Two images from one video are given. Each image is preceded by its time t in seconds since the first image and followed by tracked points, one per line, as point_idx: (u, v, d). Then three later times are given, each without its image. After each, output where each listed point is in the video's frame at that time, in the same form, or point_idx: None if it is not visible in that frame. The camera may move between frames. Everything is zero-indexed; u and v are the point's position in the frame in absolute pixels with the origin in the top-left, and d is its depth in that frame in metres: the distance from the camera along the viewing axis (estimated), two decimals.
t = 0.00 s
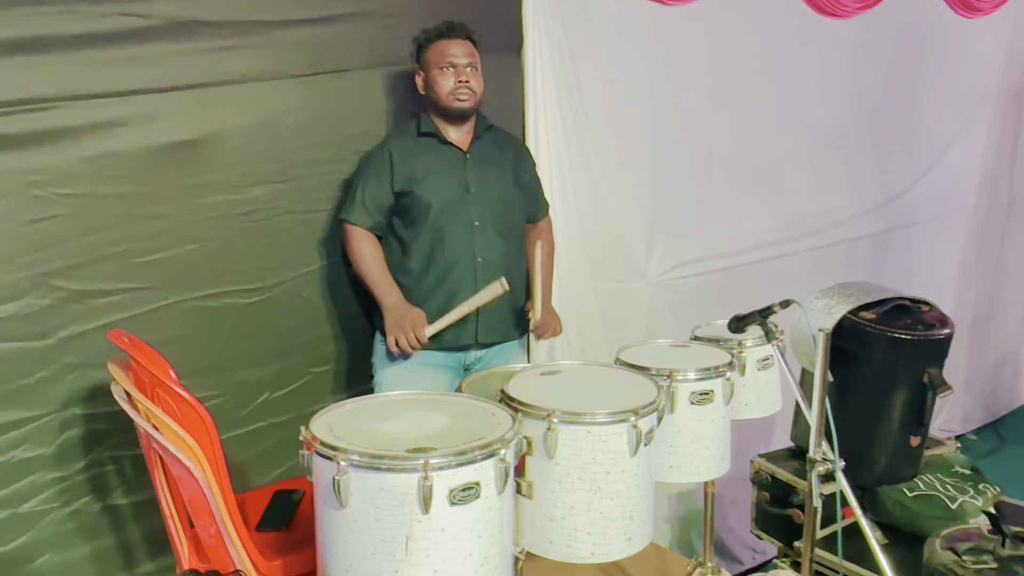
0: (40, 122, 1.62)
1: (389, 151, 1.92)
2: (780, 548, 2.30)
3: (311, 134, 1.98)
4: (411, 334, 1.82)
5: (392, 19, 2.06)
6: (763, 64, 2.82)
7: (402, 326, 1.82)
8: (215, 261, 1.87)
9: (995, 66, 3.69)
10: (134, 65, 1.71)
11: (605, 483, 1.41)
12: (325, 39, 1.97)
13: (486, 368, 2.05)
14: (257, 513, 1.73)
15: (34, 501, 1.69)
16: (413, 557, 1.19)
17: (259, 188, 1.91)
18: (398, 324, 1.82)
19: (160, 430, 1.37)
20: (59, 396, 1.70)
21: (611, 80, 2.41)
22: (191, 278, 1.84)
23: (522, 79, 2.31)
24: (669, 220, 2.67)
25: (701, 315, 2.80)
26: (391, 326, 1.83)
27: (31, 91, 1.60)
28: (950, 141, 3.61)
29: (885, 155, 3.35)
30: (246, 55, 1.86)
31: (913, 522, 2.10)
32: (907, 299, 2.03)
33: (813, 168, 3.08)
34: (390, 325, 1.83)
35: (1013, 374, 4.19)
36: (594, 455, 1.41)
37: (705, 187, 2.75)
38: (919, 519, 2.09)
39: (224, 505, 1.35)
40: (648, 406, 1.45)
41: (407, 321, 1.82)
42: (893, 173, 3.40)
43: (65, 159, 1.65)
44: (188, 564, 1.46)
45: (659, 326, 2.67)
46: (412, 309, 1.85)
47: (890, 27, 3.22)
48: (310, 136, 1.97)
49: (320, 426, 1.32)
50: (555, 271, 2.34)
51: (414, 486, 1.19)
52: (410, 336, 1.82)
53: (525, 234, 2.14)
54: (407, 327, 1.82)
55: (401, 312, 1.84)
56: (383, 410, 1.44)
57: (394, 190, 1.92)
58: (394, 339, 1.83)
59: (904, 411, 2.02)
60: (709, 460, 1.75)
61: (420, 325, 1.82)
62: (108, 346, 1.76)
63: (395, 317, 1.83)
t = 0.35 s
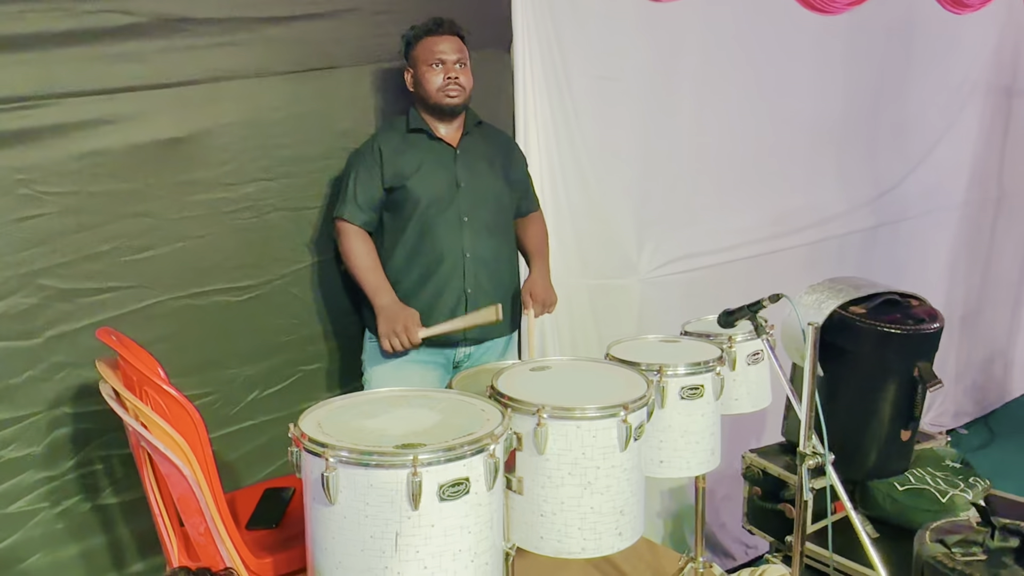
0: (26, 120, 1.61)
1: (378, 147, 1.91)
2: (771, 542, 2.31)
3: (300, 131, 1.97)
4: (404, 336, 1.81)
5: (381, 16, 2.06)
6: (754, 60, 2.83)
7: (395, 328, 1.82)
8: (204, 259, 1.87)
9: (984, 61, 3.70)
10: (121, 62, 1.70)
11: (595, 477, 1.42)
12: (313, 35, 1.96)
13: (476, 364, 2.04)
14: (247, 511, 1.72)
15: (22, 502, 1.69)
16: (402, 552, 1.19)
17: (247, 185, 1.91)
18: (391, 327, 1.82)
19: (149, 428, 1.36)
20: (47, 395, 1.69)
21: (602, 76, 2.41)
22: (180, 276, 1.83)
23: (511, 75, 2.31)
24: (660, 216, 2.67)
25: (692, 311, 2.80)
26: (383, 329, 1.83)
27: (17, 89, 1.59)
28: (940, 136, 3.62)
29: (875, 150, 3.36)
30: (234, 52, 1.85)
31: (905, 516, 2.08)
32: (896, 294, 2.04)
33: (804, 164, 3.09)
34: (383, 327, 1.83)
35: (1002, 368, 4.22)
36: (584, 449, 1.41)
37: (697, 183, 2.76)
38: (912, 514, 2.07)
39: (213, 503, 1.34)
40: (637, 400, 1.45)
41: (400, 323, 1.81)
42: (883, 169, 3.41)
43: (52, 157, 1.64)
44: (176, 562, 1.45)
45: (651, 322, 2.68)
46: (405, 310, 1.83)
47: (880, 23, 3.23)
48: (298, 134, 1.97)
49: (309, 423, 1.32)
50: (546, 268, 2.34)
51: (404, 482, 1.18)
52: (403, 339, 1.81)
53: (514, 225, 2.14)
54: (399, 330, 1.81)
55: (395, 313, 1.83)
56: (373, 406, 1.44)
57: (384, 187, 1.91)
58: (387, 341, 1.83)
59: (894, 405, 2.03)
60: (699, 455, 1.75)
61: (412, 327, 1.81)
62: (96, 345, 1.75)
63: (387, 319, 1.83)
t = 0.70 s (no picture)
0: (41, 125, 1.62)
1: (390, 150, 1.92)
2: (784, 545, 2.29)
3: (311, 135, 1.98)
4: (418, 320, 1.80)
5: (391, 19, 2.06)
6: (765, 61, 2.82)
7: (409, 313, 1.80)
8: (217, 263, 1.87)
9: (996, 61, 3.69)
10: (133, 68, 1.71)
11: (607, 479, 1.41)
12: (323, 40, 1.96)
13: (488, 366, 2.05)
14: (260, 515, 1.73)
15: (37, 505, 1.69)
16: (416, 555, 1.19)
17: (259, 189, 1.91)
18: (405, 311, 1.80)
19: (162, 430, 1.37)
20: (61, 400, 1.70)
21: (611, 78, 2.40)
22: (192, 280, 1.84)
23: (521, 78, 2.30)
24: (670, 218, 2.66)
25: (703, 313, 2.79)
26: (397, 313, 1.81)
27: (30, 94, 1.60)
28: (951, 136, 3.60)
29: (886, 150, 3.35)
30: (246, 56, 1.86)
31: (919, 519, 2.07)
32: (908, 295, 2.02)
33: (815, 165, 3.08)
34: (397, 312, 1.81)
35: (1015, 370, 4.19)
36: (597, 452, 1.41)
37: (707, 184, 2.75)
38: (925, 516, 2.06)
39: (227, 505, 1.35)
40: (650, 402, 1.45)
41: (414, 306, 1.80)
42: (894, 170, 3.40)
43: (66, 162, 1.65)
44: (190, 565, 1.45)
45: (662, 324, 2.67)
46: (417, 295, 1.83)
47: (890, 23, 3.21)
48: (310, 138, 1.97)
49: (322, 425, 1.32)
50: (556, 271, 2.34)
51: (418, 484, 1.18)
52: (417, 324, 1.80)
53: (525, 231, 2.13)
54: (414, 313, 1.80)
55: (408, 298, 1.82)
56: (385, 409, 1.44)
57: (395, 190, 1.92)
58: (401, 325, 1.81)
59: (908, 407, 2.02)
60: (712, 457, 1.75)
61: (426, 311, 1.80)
62: (110, 349, 1.75)
63: (401, 303, 1.81)
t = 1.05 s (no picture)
0: (33, 130, 1.61)
1: (382, 156, 1.91)
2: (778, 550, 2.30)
3: (304, 141, 1.98)
4: (403, 344, 1.81)
5: (384, 26, 2.07)
6: (758, 67, 2.84)
7: (395, 336, 1.81)
8: (209, 268, 1.87)
9: (987, 68, 3.71)
10: (127, 73, 1.71)
11: (602, 485, 1.41)
12: (317, 45, 1.97)
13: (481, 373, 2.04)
14: (253, 522, 1.72)
15: (29, 512, 1.68)
16: (410, 561, 1.19)
17: (253, 195, 1.91)
18: (392, 334, 1.81)
19: (154, 437, 1.36)
20: (53, 406, 1.69)
21: (605, 84, 2.41)
22: (185, 286, 1.84)
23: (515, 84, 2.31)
24: (664, 224, 2.67)
25: (696, 319, 2.80)
26: (384, 335, 1.82)
27: (23, 99, 1.60)
28: (943, 143, 3.62)
29: (878, 156, 3.36)
30: (239, 62, 1.86)
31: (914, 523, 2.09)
32: (901, 301, 2.03)
33: (807, 171, 3.09)
34: (384, 333, 1.82)
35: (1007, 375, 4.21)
36: (590, 458, 1.41)
37: (700, 190, 2.76)
38: (919, 520, 2.08)
39: (219, 512, 1.34)
40: (644, 408, 1.44)
41: (400, 329, 1.81)
42: (887, 176, 3.41)
43: (58, 167, 1.65)
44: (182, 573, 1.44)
45: (656, 329, 2.67)
46: (407, 319, 1.84)
47: (882, 29, 3.23)
48: (303, 143, 1.97)
49: (315, 431, 1.31)
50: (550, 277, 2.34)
51: (412, 491, 1.18)
52: (402, 347, 1.81)
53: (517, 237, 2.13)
54: (400, 338, 1.81)
55: (397, 321, 1.83)
56: (379, 415, 1.43)
57: (388, 197, 1.92)
58: (386, 347, 1.82)
59: (901, 412, 2.02)
60: (706, 463, 1.75)
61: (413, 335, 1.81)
62: (102, 355, 1.75)
63: (388, 326, 1.82)
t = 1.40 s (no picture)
0: (47, 135, 1.63)
1: (391, 159, 1.92)
2: (788, 553, 2.29)
3: (315, 145, 1.99)
4: (414, 350, 1.83)
5: (394, 30, 2.08)
6: (767, 69, 2.84)
7: (405, 343, 1.82)
8: (221, 271, 1.88)
9: (998, 68, 3.70)
10: (140, 78, 1.73)
11: (610, 486, 1.41)
12: (327, 50, 1.98)
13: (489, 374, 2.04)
14: (264, 523, 1.73)
15: (42, 512, 1.70)
16: (420, 561, 1.20)
17: (264, 198, 1.93)
18: (402, 342, 1.82)
19: (167, 438, 1.37)
20: (67, 407, 1.71)
21: (614, 87, 2.42)
22: (196, 288, 1.85)
23: (524, 87, 2.31)
24: (673, 226, 2.67)
25: (706, 321, 2.79)
26: (394, 343, 1.83)
27: (37, 104, 1.62)
28: (954, 144, 3.61)
29: (889, 158, 3.35)
30: (251, 66, 1.87)
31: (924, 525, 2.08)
32: (912, 302, 2.02)
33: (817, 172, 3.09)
34: (394, 341, 1.83)
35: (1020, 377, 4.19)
36: (598, 459, 1.41)
37: (710, 192, 2.76)
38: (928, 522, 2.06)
39: (231, 513, 1.35)
40: (653, 409, 1.45)
41: (411, 336, 1.83)
42: (897, 178, 3.40)
43: (72, 171, 1.67)
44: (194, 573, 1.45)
45: (666, 331, 2.67)
46: (417, 325, 1.84)
47: (892, 31, 3.23)
48: (314, 147, 1.98)
49: (326, 432, 1.32)
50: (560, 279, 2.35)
51: (421, 491, 1.19)
52: (412, 354, 1.83)
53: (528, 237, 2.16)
54: (410, 345, 1.82)
55: (407, 328, 1.83)
56: (389, 416, 1.44)
57: (397, 200, 1.93)
58: (396, 355, 1.84)
59: (911, 414, 2.02)
60: (716, 464, 1.75)
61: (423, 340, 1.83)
62: (115, 357, 1.76)
63: (399, 333, 1.83)
